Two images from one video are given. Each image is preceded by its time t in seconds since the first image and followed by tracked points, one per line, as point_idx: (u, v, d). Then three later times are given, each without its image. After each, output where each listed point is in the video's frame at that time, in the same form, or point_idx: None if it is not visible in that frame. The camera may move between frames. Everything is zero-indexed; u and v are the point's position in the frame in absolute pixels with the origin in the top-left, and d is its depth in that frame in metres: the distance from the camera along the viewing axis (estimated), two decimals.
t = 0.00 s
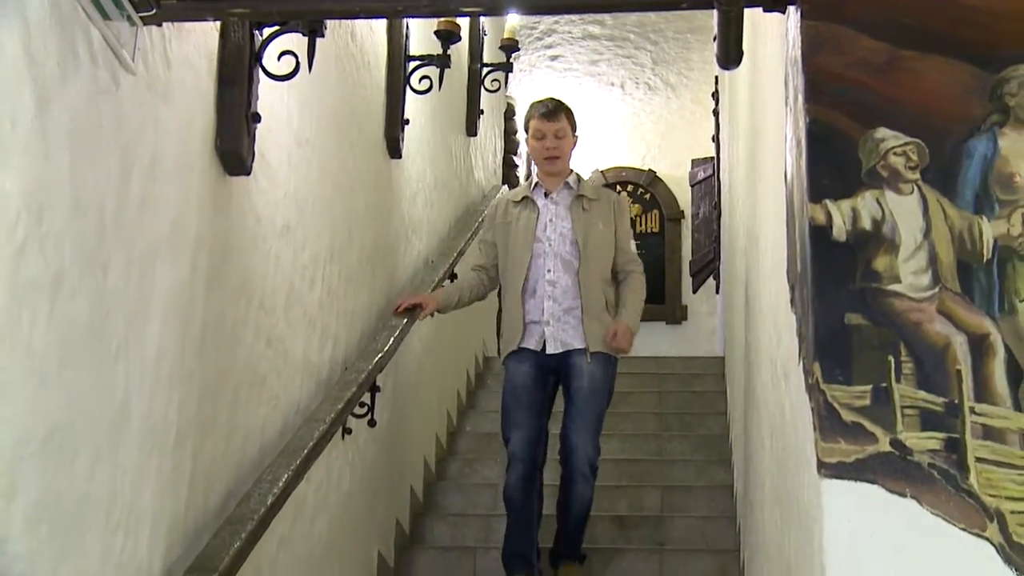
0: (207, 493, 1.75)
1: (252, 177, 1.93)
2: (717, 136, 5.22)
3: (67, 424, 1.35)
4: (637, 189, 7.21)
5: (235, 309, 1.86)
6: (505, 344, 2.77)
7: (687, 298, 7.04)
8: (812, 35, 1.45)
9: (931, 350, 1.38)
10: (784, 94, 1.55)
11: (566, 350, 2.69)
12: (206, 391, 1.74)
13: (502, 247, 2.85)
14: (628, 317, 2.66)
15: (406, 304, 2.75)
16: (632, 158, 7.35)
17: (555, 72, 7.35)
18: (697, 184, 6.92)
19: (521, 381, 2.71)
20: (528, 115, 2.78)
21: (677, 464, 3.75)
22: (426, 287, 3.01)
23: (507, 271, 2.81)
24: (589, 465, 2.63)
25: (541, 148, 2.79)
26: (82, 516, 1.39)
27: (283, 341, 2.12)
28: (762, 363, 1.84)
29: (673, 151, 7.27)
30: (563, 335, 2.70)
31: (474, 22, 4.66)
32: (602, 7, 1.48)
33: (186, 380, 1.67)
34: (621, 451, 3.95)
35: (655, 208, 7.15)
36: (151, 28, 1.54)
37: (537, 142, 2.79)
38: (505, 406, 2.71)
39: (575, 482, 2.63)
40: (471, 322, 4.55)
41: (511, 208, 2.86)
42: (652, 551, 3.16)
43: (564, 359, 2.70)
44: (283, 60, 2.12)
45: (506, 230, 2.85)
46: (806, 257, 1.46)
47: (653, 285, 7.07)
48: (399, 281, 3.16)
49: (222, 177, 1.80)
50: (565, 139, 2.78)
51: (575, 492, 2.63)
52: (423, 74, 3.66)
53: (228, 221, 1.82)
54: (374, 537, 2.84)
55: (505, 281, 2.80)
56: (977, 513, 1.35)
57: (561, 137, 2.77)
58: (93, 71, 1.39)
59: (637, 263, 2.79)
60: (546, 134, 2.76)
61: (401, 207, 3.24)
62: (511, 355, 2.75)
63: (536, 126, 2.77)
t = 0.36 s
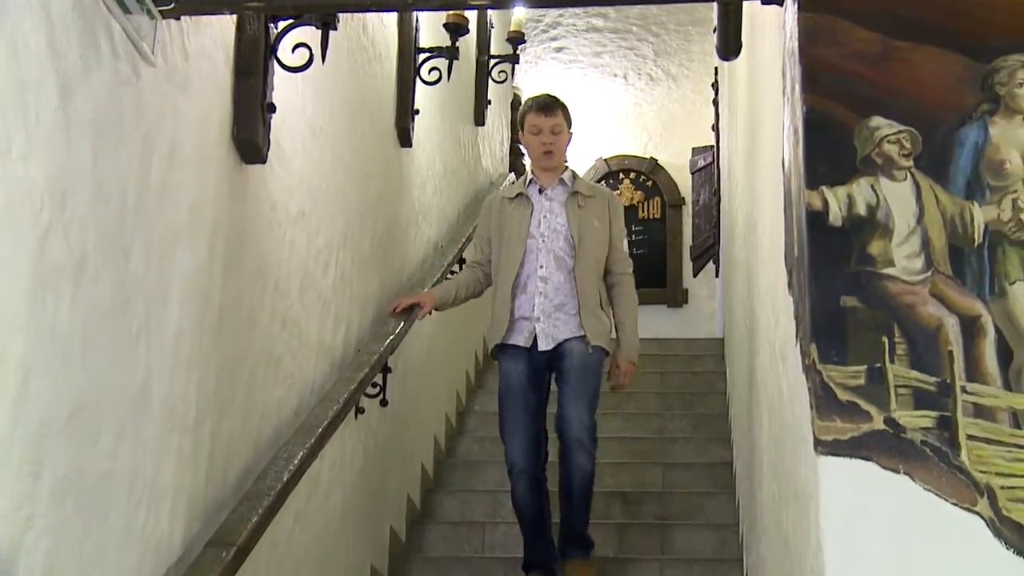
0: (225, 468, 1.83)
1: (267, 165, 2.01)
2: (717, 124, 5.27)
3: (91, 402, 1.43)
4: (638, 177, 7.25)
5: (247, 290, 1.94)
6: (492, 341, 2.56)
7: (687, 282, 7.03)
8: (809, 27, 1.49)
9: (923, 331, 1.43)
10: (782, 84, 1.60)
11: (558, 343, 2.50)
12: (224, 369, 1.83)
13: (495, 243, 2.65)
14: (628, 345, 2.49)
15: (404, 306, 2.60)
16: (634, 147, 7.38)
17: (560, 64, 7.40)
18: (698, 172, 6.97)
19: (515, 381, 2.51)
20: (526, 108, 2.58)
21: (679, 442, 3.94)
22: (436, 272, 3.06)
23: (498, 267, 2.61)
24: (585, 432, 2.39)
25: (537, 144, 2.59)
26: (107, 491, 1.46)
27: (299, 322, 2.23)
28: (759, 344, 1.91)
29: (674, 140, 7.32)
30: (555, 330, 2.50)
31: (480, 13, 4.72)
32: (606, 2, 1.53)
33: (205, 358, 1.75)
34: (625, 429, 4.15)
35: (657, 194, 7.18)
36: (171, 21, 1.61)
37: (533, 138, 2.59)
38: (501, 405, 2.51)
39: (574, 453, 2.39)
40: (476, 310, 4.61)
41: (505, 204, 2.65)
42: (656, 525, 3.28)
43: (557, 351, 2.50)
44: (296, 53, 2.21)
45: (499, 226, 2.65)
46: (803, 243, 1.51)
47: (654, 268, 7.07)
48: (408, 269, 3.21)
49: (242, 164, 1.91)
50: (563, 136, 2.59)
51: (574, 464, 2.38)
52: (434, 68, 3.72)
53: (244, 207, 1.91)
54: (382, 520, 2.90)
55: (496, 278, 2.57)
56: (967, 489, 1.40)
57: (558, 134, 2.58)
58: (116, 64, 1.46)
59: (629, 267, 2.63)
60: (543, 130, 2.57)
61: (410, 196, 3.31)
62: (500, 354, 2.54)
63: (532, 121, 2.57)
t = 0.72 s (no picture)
0: (242, 448, 1.91)
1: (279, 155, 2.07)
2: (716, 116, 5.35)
3: (112, 384, 1.50)
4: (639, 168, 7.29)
5: (260, 277, 2.01)
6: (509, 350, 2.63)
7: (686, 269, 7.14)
8: (804, 22, 1.54)
9: (915, 315, 1.48)
10: (778, 76, 1.65)
11: (570, 365, 2.53)
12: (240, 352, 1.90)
13: (510, 260, 2.70)
14: (636, 343, 2.46)
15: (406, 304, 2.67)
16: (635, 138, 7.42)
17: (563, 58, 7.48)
18: (696, 162, 7.02)
19: (518, 375, 2.58)
20: (538, 124, 2.64)
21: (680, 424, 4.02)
22: (442, 262, 3.12)
23: (512, 283, 2.67)
24: (597, 479, 2.40)
25: (550, 159, 2.64)
26: (127, 470, 1.54)
27: (312, 307, 2.30)
28: (757, 327, 1.97)
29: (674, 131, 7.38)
30: (567, 351, 2.54)
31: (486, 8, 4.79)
32: None
33: (221, 342, 1.83)
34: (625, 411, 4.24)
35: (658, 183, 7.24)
36: (186, 17, 1.68)
37: (546, 153, 2.64)
38: (501, 403, 2.58)
39: (583, 497, 2.40)
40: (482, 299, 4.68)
41: (521, 222, 2.71)
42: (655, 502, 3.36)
43: (568, 373, 2.53)
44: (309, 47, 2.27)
45: (514, 243, 2.71)
46: (798, 231, 1.56)
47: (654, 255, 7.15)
48: (415, 259, 3.27)
49: (256, 156, 1.97)
50: (575, 152, 2.63)
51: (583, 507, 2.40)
52: (442, 61, 3.78)
53: (257, 196, 1.98)
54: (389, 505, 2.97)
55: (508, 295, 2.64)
56: (957, 467, 1.45)
57: (570, 149, 2.62)
58: (134, 58, 1.53)
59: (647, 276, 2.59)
60: (555, 145, 2.62)
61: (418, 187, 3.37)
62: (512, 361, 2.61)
63: (545, 137, 2.62)
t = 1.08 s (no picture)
0: (254, 431, 1.99)
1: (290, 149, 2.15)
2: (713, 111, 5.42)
3: (130, 369, 1.57)
4: (638, 160, 7.40)
5: (270, 266, 2.08)
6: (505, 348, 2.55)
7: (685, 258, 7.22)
8: (797, 18, 1.60)
9: (904, 301, 1.53)
10: (772, 72, 1.70)
11: (565, 352, 2.49)
12: (252, 339, 1.98)
13: (501, 245, 2.63)
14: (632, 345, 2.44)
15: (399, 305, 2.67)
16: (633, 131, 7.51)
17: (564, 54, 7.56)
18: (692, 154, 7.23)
19: (517, 383, 2.49)
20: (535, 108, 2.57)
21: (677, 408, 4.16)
22: (445, 253, 3.18)
23: (504, 270, 2.60)
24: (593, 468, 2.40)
25: (545, 145, 2.58)
26: (145, 452, 1.61)
27: (322, 295, 2.38)
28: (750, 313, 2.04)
29: (673, 124, 7.47)
30: (563, 338, 2.48)
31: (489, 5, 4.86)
32: None
33: (234, 329, 1.90)
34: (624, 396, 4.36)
35: (655, 174, 7.36)
36: (200, 16, 1.75)
37: (542, 138, 2.58)
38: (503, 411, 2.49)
39: (581, 487, 2.39)
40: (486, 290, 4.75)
41: (511, 207, 2.64)
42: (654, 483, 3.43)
43: (563, 362, 2.49)
44: (319, 43, 2.34)
45: (505, 229, 2.63)
46: (791, 220, 1.62)
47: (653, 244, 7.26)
48: (421, 251, 3.34)
49: (268, 149, 2.05)
50: (572, 139, 2.58)
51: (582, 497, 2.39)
52: (447, 58, 3.86)
53: (268, 187, 2.04)
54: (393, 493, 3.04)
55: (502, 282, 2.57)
56: (943, 448, 1.50)
57: (567, 135, 2.56)
58: (150, 55, 1.59)
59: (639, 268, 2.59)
60: (552, 130, 2.56)
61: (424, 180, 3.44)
62: (510, 360, 2.53)
63: (542, 122, 2.56)
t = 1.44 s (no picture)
0: (270, 409, 2.07)
1: (302, 137, 2.22)
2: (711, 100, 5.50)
3: (150, 349, 1.64)
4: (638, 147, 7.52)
5: (283, 250, 2.16)
6: (485, 346, 2.57)
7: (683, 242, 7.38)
8: (792, 10, 1.67)
9: (895, 283, 1.59)
10: (768, 61, 1.76)
11: (550, 348, 2.51)
12: (265, 321, 2.05)
13: (486, 244, 2.66)
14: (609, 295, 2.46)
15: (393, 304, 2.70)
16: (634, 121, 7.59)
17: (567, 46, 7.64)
18: (691, 141, 7.36)
19: (504, 387, 2.50)
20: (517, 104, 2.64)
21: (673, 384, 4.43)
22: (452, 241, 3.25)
23: (490, 267, 2.63)
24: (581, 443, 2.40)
25: (528, 140, 2.63)
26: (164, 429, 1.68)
27: (333, 279, 2.46)
28: (746, 294, 2.11)
29: (673, 112, 7.55)
30: (547, 335, 2.50)
31: None
32: None
33: (248, 310, 1.97)
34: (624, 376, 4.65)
35: (655, 161, 7.48)
36: (216, 8, 1.82)
37: (524, 133, 2.63)
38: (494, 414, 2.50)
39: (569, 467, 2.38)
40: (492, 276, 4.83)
41: (496, 205, 2.68)
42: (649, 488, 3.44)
43: (548, 357, 2.51)
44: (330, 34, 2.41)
45: (490, 228, 2.66)
46: (787, 205, 1.67)
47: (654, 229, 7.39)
48: (428, 238, 3.41)
49: (282, 136, 2.13)
50: (553, 134, 2.63)
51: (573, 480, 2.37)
52: (455, 49, 3.93)
53: (281, 173, 2.12)
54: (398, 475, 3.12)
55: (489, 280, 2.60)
56: (933, 424, 1.56)
57: (548, 129, 2.62)
58: (167, 47, 1.66)
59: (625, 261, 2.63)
60: (533, 125, 2.61)
61: (432, 168, 3.51)
62: (494, 359, 2.54)
63: (523, 118, 2.62)
